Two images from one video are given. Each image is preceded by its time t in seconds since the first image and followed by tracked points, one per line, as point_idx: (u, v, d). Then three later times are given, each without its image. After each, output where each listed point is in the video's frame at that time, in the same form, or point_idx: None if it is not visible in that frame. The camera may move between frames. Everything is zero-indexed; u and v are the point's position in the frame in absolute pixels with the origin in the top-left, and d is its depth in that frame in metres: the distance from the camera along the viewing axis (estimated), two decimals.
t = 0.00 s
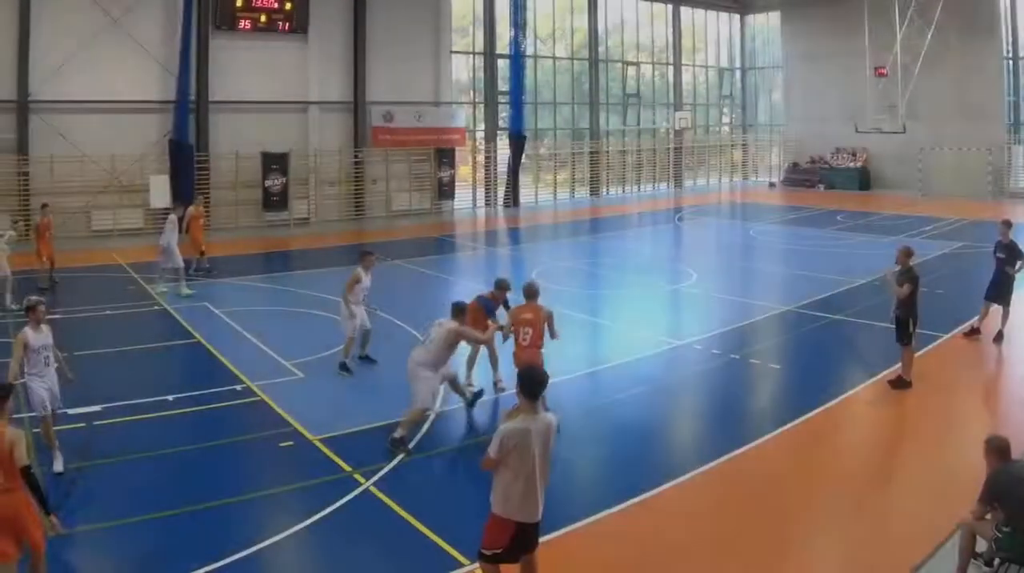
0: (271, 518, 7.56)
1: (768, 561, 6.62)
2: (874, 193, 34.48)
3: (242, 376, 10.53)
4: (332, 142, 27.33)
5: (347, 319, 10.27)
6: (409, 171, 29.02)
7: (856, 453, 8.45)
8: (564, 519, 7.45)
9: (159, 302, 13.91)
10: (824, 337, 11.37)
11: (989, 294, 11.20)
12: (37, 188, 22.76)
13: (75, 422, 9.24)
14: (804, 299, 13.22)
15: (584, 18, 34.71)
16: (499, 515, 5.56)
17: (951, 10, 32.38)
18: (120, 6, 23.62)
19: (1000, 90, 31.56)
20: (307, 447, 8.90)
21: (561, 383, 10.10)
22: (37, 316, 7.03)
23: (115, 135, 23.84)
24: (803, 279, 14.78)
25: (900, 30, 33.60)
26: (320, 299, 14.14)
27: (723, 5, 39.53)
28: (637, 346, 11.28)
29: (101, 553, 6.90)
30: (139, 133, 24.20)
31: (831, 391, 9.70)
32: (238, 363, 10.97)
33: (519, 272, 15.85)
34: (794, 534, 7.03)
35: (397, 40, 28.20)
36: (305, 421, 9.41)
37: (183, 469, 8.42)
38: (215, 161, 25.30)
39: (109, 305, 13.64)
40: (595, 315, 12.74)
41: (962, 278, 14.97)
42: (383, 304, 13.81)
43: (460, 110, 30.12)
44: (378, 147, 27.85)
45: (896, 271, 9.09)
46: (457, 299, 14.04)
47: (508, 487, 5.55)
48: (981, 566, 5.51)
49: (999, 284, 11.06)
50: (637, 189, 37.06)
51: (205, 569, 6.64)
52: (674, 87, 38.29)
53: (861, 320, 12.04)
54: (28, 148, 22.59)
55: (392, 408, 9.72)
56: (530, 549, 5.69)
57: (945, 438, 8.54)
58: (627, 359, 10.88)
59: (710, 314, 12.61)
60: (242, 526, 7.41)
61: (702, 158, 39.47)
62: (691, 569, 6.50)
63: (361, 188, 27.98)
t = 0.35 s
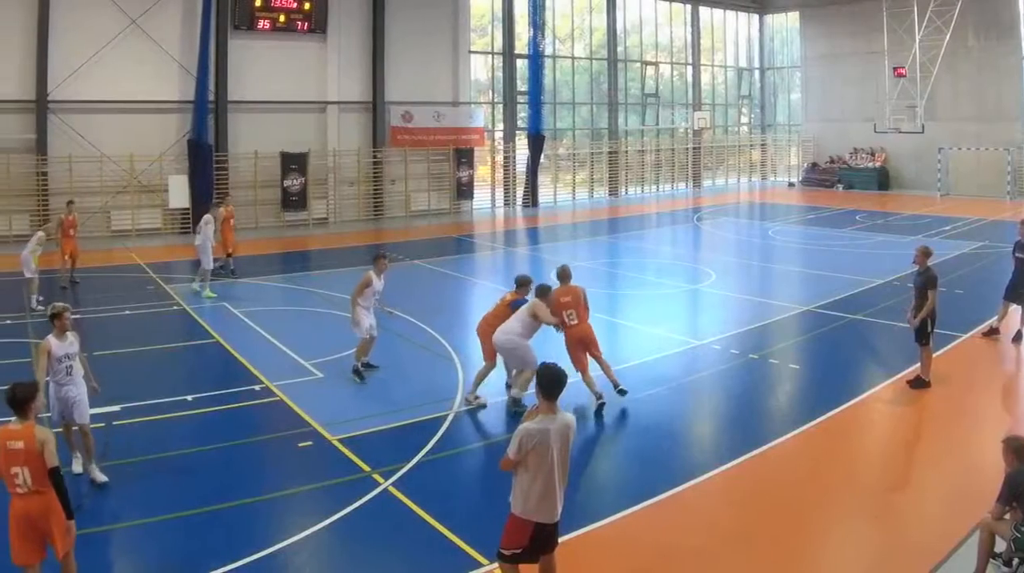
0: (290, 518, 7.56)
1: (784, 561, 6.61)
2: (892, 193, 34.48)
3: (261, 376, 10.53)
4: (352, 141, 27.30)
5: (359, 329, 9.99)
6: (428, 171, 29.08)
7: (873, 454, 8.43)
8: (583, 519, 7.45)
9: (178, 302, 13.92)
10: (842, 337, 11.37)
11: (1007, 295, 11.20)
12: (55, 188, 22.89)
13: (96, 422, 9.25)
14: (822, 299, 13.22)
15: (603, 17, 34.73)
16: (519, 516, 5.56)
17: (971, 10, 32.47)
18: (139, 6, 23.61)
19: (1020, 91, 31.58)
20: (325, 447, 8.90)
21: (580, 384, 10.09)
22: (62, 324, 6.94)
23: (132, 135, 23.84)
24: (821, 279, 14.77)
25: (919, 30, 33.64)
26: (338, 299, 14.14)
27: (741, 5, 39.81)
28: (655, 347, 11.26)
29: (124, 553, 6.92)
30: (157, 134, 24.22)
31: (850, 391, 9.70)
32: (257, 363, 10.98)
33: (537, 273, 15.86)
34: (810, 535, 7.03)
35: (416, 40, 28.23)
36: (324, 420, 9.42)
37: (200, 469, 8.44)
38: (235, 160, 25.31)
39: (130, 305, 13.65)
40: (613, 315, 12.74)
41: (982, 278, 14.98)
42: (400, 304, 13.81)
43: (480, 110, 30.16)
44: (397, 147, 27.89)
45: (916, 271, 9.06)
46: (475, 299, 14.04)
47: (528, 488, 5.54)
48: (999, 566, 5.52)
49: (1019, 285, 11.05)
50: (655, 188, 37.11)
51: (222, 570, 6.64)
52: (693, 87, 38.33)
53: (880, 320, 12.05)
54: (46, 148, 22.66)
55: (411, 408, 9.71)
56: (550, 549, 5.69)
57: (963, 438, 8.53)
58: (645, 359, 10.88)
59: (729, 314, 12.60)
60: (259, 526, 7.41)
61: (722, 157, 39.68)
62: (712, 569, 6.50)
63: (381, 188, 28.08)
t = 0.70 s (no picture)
0: (310, 518, 7.57)
1: (802, 561, 6.61)
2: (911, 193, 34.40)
3: (280, 376, 10.53)
4: (372, 141, 27.33)
5: (375, 334, 9.97)
6: (446, 171, 29.11)
7: (891, 455, 8.43)
8: (602, 519, 7.45)
9: (196, 302, 13.92)
10: (860, 337, 11.37)
11: None
12: (74, 187, 22.92)
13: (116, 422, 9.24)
14: (841, 299, 13.22)
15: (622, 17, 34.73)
16: (540, 515, 5.55)
17: (991, 10, 32.53)
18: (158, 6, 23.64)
19: None
20: (345, 447, 8.90)
21: (600, 384, 10.10)
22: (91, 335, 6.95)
23: (150, 135, 23.84)
24: (840, 279, 14.76)
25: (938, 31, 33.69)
26: (356, 299, 14.13)
27: (759, 5, 39.85)
28: (675, 347, 11.26)
29: (146, 553, 6.92)
30: (175, 135, 24.25)
31: (868, 391, 9.69)
32: (275, 363, 10.98)
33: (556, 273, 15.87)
34: (828, 535, 7.02)
35: (434, 40, 28.33)
36: (343, 420, 9.42)
37: (216, 469, 8.43)
38: (253, 160, 25.34)
39: (149, 305, 13.65)
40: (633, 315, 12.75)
41: (1001, 277, 14.98)
42: (417, 305, 13.82)
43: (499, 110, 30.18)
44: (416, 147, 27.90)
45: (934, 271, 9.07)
46: (492, 300, 14.05)
47: (548, 487, 5.54)
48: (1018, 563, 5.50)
49: None
50: (674, 188, 37.05)
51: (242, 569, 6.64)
52: (711, 88, 38.34)
53: (899, 320, 12.05)
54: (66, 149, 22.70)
55: (431, 408, 9.71)
56: (570, 549, 5.68)
57: (982, 439, 8.51)
58: (665, 359, 10.88)
59: (748, 314, 12.60)
60: (278, 526, 7.41)
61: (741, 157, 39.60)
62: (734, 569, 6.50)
63: (399, 188, 28.08)
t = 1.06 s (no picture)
0: (329, 518, 7.56)
1: (822, 560, 6.61)
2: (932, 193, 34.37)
3: (299, 376, 10.53)
4: (392, 142, 27.44)
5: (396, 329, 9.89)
6: (467, 171, 29.18)
7: (911, 455, 8.42)
8: (622, 518, 7.45)
9: (216, 302, 13.92)
10: (880, 337, 11.37)
11: None
12: (93, 188, 23.10)
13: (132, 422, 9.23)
14: (861, 299, 13.23)
15: (642, 17, 34.75)
16: (561, 516, 5.54)
17: (1012, 10, 32.53)
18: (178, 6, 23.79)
19: None
20: (364, 447, 8.91)
21: (621, 384, 10.12)
22: (117, 343, 6.85)
23: (171, 136, 24.01)
24: (861, 279, 14.75)
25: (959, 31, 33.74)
26: (376, 299, 14.14)
27: (779, 5, 39.80)
28: (696, 347, 11.26)
29: (168, 552, 6.95)
30: (195, 134, 24.41)
31: (888, 391, 9.69)
32: (295, 362, 10.98)
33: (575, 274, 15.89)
34: (848, 535, 7.02)
35: (455, 40, 28.36)
36: (363, 420, 9.43)
37: (234, 469, 8.43)
38: (274, 160, 25.43)
39: (169, 305, 13.65)
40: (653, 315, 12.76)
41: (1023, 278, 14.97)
42: (437, 305, 13.83)
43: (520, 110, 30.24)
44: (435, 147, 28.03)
45: (955, 270, 9.06)
46: (513, 299, 14.08)
47: (567, 487, 5.54)
48: None
49: None
50: (695, 188, 37.08)
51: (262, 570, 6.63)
52: (732, 88, 38.39)
53: (919, 320, 12.05)
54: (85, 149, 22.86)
55: (453, 408, 9.71)
56: (591, 549, 5.67)
57: (1003, 440, 8.49)
58: (684, 359, 10.88)
59: (768, 314, 12.60)
60: (298, 526, 7.40)
61: (761, 157, 39.61)
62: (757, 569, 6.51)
63: (420, 188, 28.16)
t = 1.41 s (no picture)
0: (348, 518, 7.55)
1: (841, 560, 6.62)
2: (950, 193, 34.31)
3: (319, 376, 10.53)
4: (411, 142, 27.49)
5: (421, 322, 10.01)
6: (485, 171, 29.21)
7: (929, 455, 8.41)
8: (643, 518, 7.46)
9: (235, 302, 13.91)
10: (899, 337, 11.37)
11: None
12: (112, 188, 23.20)
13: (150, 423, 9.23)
14: (879, 299, 13.23)
15: (661, 17, 34.75)
16: (577, 515, 5.55)
17: None
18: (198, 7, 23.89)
19: None
20: (384, 447, 8.91)
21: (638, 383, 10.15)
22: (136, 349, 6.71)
23: (192, 136, 24.18)
24: (880, 279, 14.75)
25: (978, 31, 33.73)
26: (394, 299, 14.14)
27: (798, 5, 39.76)
28: (714, 346, 11.28)
29: (189, 551, 6.96)
30: (215, 133, 24.54)
31: (906, 392, 9.69)
32: (313, 363, 10.99)
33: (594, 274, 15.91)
34: (866, 535, 7.01)
35: (473, 39, 28.43)
36: (382, 420, 9.43)
37: (253, 469, 8.44)
38: (293, 160, 25.62)
39: (188, 305, 13.64)
40: (673, 315, 12.78)
41: None
42: (455, 305, 13.86)
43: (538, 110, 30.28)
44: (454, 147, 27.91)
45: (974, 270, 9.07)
46: (532, 299, 14.10)
47: (583, 487, 5.55)
48: None
49: None
50: (713, 188, 37.09)
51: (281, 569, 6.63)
52: (751, 88, 38.40)
53: (937, 320, 12.06)
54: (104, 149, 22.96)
55: (473, 408, 9.72)
56: (609, 549, 5.66)
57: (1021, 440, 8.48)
58: (703, 359, 10.89)
59: (787, 314, 12.60)
60: (317, 526, 7.40)
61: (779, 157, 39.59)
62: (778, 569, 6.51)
63: (439, 188, 28.22)
